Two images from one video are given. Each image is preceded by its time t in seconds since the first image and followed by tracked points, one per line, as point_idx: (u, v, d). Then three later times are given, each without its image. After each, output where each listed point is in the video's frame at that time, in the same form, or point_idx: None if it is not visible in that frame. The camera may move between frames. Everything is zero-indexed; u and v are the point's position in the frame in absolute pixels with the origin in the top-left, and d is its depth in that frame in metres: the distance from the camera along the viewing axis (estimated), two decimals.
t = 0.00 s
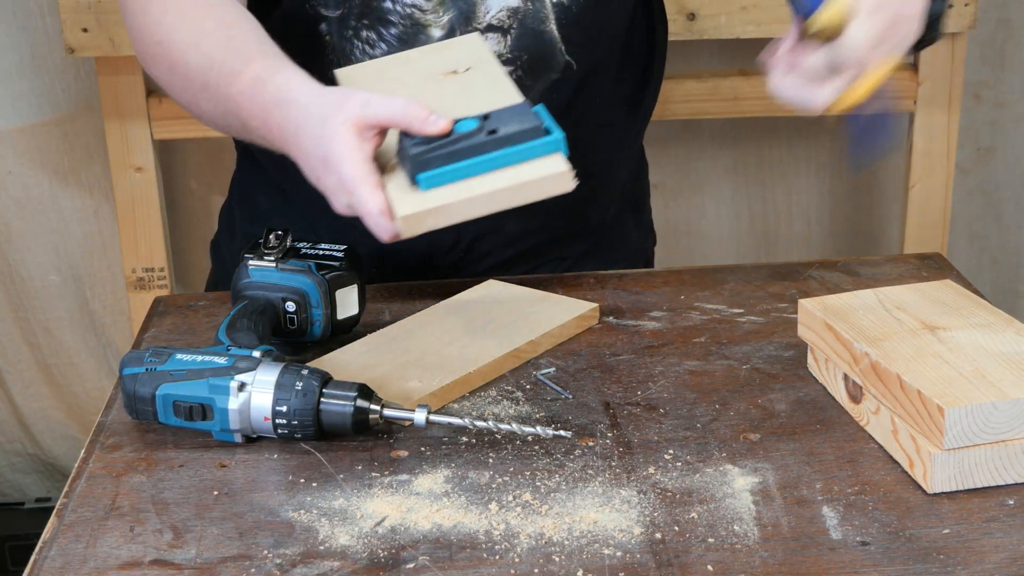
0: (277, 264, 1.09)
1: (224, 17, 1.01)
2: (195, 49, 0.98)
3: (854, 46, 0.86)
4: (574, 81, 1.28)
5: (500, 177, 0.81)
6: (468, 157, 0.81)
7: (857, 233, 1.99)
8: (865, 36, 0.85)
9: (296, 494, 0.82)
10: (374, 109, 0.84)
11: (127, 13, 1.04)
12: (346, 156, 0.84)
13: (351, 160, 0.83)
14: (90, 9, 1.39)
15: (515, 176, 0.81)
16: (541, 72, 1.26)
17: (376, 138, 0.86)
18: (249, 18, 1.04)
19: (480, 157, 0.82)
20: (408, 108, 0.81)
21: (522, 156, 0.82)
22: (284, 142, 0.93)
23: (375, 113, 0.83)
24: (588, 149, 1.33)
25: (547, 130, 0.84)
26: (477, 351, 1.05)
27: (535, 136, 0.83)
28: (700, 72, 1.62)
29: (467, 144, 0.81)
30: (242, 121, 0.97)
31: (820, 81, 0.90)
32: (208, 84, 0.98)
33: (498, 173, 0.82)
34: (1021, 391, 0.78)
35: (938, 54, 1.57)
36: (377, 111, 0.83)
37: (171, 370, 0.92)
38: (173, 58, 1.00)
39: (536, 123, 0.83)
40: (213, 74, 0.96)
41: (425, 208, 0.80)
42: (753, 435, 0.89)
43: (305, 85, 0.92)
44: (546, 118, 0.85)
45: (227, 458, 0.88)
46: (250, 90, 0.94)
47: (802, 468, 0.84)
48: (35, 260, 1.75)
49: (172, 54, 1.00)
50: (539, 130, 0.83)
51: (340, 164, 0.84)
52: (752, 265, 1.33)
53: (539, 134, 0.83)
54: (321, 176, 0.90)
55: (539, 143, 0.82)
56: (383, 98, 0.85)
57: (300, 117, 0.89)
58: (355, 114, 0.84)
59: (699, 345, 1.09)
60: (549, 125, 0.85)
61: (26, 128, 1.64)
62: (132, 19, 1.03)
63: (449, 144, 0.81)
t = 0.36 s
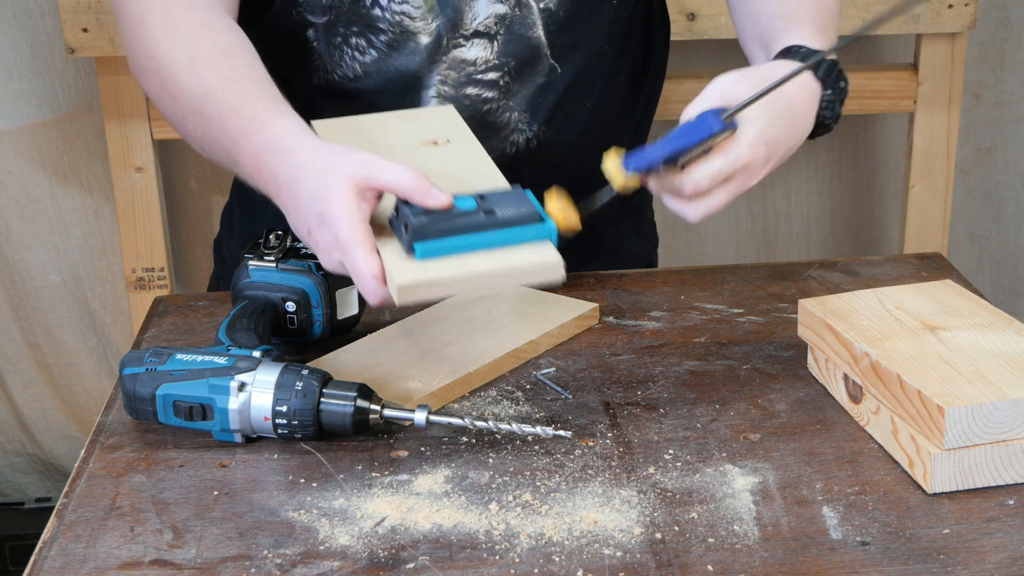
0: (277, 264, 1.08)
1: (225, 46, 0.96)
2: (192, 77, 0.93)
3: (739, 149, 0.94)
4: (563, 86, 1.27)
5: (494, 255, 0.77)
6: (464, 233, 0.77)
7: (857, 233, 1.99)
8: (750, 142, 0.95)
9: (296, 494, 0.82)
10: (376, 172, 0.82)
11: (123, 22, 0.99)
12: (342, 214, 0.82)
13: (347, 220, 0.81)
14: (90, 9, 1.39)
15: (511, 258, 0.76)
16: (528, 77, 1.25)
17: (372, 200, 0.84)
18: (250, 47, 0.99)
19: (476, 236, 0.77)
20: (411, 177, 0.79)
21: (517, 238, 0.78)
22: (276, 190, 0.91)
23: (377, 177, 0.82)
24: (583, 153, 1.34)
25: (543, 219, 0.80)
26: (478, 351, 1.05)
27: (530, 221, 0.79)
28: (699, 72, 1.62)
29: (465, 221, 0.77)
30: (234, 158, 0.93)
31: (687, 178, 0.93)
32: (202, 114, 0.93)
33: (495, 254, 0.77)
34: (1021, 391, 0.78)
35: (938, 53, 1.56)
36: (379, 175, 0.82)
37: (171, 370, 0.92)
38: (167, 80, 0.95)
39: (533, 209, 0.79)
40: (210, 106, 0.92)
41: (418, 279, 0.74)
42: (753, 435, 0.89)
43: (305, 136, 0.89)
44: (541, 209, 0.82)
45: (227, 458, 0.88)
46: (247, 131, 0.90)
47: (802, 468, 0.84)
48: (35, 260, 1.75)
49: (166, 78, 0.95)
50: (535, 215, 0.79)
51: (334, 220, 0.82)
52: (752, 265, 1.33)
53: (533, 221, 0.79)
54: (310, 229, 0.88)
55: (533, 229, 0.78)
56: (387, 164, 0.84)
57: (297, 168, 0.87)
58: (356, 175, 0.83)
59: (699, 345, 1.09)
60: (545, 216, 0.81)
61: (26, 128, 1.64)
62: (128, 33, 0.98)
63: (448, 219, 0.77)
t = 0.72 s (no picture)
0: (277, 264, 1.09)
1: (259, 81, 0.88)
2: (227, 118, 0.86)
3: (689, 160, 0.89)
4: (569, 95, 1.28)
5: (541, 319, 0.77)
6: (514, 295, 0.78)
7: (857, 234, 1.99)
8: (701, 145, 0.90)
9: (296, 494, 0.82)
10: (427, 225, 0.79)
11: (153, 53, 0.93)
12: (391, 268, 0.78)
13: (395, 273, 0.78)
14: (90, 9, 1.39)
15: (560, 324, 0.77)
16: (536, 88, 1.26)
17: (419, 253, 0.81)
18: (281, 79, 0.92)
19: (523, 299, 0.78)
20: (463, 233, 0.78)
21: (562, 304, 0.79)
22: (312, 238, 0.85)
23: (429, 230, 0.79)
24: (584, 160, 1.36)
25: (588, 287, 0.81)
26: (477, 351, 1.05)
27: (576, 288, 0.80)
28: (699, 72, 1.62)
29: (515, 283, 0.78)
30: (266, 202, 0.87)
31: (668, 217, 0.89)
32: (235, 156, 0.86)
33: (542, 319, 0.78)
34: (1021, 391, 0.78)
35: (938, 54, 1.56)
36: (430, 230, 0.79)
37: (171, 370, 0.92)
38: (199, 116, 0.88)
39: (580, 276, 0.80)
40: (244, 147, 0.85)
41: (471, 335, 0.74)
42: (753, 435, 0.89)
43: (347, 182, 0.84)
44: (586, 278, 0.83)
45: (227, 458, 0.88)
46: (285, 174, 0.83)
47: (802, 468, 0.84)
48: (35, 260, 1.75)
49: (199, 114, 0.88)
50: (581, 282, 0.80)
51: (383, 274, 0.79)
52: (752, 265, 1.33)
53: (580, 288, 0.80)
54: (352, 280, 0.83)
55: (578, 296, 0.79)
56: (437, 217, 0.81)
57: (342, 217, 0.81)
58: (405, 226, 0.79)
59: (699, 345, 1.09)
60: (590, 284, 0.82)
61: (26, 128, 1.64)
62: (159, 64, 0.92)
63: (498, 279, 0.78)
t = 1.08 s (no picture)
0: (276, 264, 1.09)
1: (269, 111, 0.90)
2: (234, 145, 0.88)
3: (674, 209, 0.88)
4: (559, 112, 1.28)
5: (556, 366, 0.80)
6: (529, 342, 0.79)
7: (857, 234, 1.99)
8: (689, 196, 0.89)
9: (295, 494, 0.82)
10: (440, 272, 0.79)
11: (163, 79, 0.95)
12: (404, 319, 0.78)
13: (411, 325, 0.78)
14: (90, 9, 1.39)
15: (574, 367, 0.80)
16: (526, 107, 1.26)
17: (433, 300, 0.81)
18: (290, 107, 0.94)
19: (539, 345, 0.80)
20: (477, 280, 0.78)
21: (578, 347, 0.81)
22: (325, 282, 0.84)
23: (443, 278, 0.78)
24: (579, 174, 1.35)
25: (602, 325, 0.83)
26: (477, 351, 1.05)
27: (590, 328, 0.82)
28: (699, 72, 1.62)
29: (530, 328, 0.79)
30: (276, 239, 0.87)
31: (649, 263, 0.88)
32: (243, 186, 0.87)
33: (556, 363, 0.80)
34: (1021, 392, 0.78)
35: (937, 54, 1.56)
36: (444, 277, 0.79)
37: (171, 370, 0.92)
38: (206, 144, 0.90)
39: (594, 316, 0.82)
40: (253, 179, 0.86)
41: (489, 390, 0.76)
42: (753, 435, 0.89)
43: (360, 226, 0.83)
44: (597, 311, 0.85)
45: (226, 459, 0.88)
46: (297, 215, 0.84)
47: (802, 468, 0.84)
48: (35, 260, 1.74)
49: (206, 141, 0.90)
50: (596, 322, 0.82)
51: (398, 325, 0.78)
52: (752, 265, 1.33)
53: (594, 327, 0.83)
54: (366, 327, 0.82)
55: (593, 336, 0.82)
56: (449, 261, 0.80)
57: (354, 262, 0.81)
58: (418, 274, 0.79)
59: (699, 345, 1.09)
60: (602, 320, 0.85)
61: (26, 128, 1.64)
62: (167, 89, 0.94)
63: (514, 327, 0.79)
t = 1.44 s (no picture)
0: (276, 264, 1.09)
1: (260, 121, 0.90)
2: (226, 155, 0.88)
3: (675, 222, 0.89)
4: (557, 122, 1.28)
5: (546, 379, 0.80)
6: (520, 355, 0.80)
7: (857, 234, 1.99)
8: (688, 210, 0.89)
9: (295, 494, 0.82)
10: (433, 284, 0.79)
11: (153, 90, 0.95)
12: (396, 329, 0.78)
13: (403, 334, 0.78)
14: (89, 9, 1.39)
15: (565, 381, 0.80)
16: (524, 118, 1.26)
17: (423, 314, 0.81)
18: (281, 116, 0.94)
19: (530, 358, 0.80)
20: (471, 292, 0.78)
21: (569, 360, 0.82)
22: (314, 294, 0.83)
23: (437, 289, 0.79)
24: (577, 182, 1.35)
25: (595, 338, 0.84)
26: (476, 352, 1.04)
27: (582, 341, 0.82)
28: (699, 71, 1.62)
29: (522, 341, 0.80)
30: (267, 250, 0.86)
31: (649, 277, 0.89)
32: (236, 197, 0.87)
33: (548, 376, 0.81)
34: (1021, 392, 0.78)
35: (937, 54, 1.56)
36: (437, 288, 0.79)
37: (171, 370, 0.92)
38: (197, 156, 0.90)
39: (587, 329, 0.83)
40: (244, 191, 0.86)
41: (479, 402, 0.76)
42: (753, 435, 0.89)
43: (351, 237, 0.83)
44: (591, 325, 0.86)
45: (226, 458, 0.88)
46: (288, 225, 0.84)
47: (802, 468, 0.83)
48: (35, 260, 1.74)
49: (196, 154, 0.90)
50: (588, 335, 0.83)
51: (390, 336, 0.78)
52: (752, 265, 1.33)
53: (586, 340, 0.83)
54: (356, 339, 0.81)
55: (585, 349, 0.82)
56: (442, 274, 0.80)
57: (346, 273, 0.81)
58: (412, 285, 0.79)
59: (699, 345, 1.09)
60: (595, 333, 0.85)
61: (26, 128, 1.64)
62: (157, 101, 0.94)
63: (504, 340, 0.79)
